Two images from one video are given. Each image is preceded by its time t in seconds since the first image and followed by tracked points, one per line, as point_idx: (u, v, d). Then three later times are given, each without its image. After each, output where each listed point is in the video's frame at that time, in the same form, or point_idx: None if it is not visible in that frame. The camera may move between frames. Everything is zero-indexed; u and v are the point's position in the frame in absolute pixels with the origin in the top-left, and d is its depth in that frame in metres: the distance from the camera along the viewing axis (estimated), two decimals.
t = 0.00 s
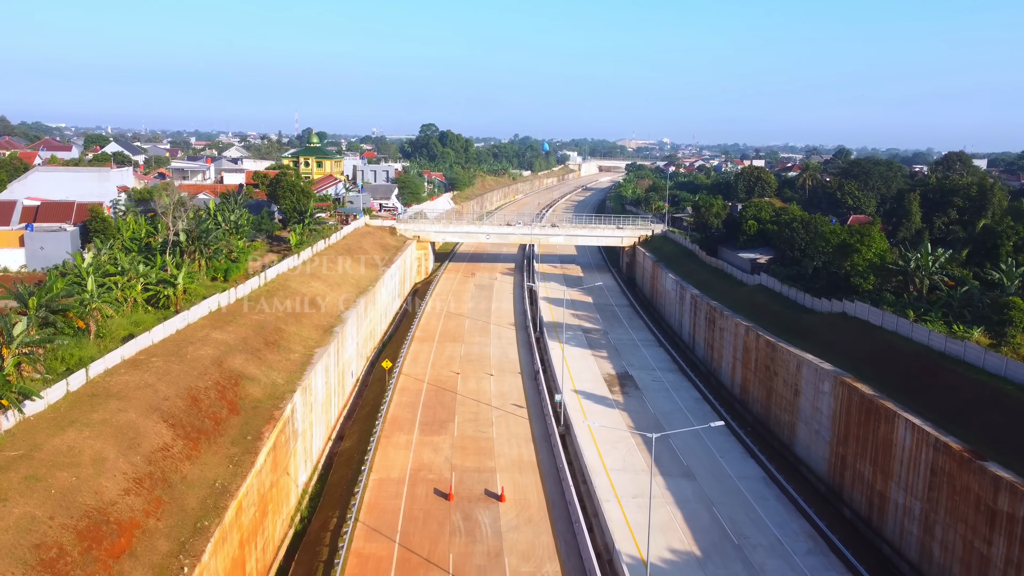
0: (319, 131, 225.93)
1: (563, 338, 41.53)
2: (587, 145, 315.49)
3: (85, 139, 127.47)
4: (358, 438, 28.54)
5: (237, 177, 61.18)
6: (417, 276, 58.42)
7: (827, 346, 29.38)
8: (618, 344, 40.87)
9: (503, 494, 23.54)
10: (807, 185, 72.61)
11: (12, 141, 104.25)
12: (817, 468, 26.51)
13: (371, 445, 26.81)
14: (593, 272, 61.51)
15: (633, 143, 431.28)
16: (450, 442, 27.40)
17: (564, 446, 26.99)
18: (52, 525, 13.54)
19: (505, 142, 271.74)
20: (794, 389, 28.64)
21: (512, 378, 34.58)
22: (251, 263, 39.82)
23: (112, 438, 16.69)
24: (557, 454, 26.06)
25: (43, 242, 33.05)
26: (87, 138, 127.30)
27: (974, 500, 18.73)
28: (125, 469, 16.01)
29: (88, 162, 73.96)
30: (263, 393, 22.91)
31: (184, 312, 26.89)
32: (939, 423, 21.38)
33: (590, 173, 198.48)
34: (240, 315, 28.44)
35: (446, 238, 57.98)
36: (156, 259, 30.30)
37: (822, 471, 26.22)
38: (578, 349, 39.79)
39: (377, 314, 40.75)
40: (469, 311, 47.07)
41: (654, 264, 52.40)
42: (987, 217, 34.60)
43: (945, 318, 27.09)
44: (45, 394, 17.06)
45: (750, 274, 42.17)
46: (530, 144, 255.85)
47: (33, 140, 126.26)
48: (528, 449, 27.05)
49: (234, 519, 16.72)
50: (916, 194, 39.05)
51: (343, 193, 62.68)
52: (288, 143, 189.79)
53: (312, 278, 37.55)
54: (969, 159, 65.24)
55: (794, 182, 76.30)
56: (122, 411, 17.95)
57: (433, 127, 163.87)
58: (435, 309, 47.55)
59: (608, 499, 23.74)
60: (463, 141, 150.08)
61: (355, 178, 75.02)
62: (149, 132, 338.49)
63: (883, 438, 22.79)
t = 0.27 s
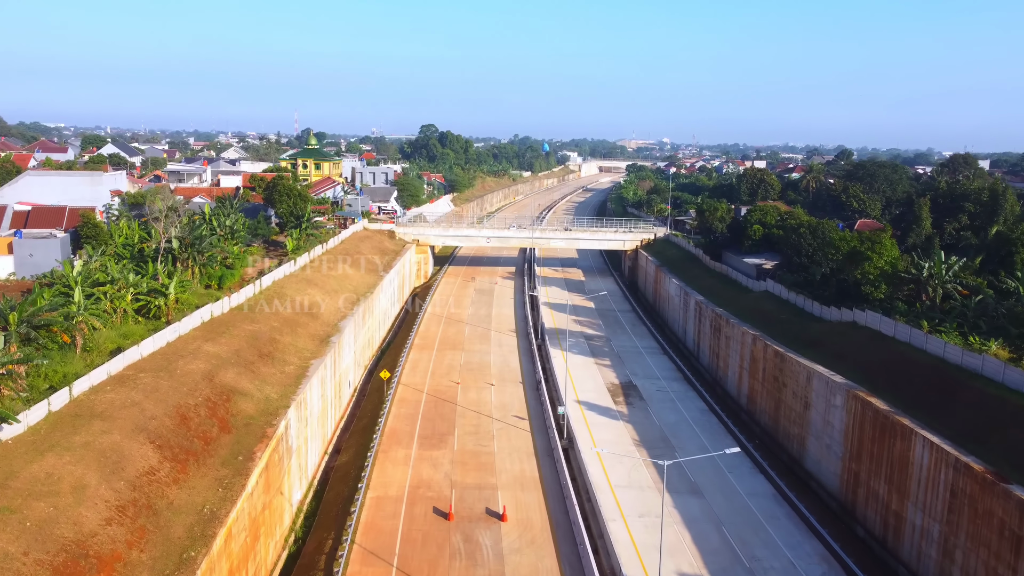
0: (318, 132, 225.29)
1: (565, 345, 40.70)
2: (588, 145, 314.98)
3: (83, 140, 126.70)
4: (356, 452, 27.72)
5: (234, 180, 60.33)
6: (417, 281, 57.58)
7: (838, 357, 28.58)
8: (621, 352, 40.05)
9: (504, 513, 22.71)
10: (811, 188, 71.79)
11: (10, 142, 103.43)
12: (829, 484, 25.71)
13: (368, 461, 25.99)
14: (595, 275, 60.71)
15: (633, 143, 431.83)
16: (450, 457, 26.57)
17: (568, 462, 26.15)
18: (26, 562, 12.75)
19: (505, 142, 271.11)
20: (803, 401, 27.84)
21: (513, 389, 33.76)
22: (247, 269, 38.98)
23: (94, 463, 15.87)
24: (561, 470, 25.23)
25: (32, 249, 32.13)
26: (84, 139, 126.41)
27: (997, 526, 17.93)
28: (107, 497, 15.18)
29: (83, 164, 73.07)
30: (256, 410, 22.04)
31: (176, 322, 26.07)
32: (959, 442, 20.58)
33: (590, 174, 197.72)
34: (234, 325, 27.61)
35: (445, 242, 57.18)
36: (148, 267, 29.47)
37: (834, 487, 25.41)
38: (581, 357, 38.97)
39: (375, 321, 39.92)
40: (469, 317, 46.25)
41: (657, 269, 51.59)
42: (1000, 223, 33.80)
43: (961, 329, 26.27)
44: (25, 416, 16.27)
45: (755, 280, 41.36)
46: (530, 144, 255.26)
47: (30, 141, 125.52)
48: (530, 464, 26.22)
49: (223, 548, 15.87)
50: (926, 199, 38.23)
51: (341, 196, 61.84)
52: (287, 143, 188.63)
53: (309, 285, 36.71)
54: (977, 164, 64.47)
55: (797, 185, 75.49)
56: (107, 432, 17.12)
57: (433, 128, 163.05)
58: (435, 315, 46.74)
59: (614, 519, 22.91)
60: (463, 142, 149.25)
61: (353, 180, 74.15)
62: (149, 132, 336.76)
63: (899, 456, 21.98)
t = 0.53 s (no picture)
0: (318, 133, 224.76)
1: (568, 353, 39.84)
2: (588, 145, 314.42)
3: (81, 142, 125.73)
4: (353, 467, 26.90)
5: (231, 183, 59.44)
6: (416, 285, 56.73)
7: (850, 369, 27.74)
8: (625, 360, 39.20)
9: (506, 534, 21.86)
10: (815, 190, 70.86)
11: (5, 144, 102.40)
12: (841, 501, 24.91)
13: (365, 477, 25.15)
14: (597, 279, 59.83)
15: (633, 143, 431.20)
16: (450, 473, 25.74)
17: (571, 477, 25.31)
18: None
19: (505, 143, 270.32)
20: (814, 415, 27.02)
21: (515, 399, 32.93)
22: (241, 276, 38.16)
23: (74, 490, 15.03)
24: (564, 487, 24.39)
25: (20, 256, 31.21)
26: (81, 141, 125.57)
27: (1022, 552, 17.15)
28: (86, 528, 14.34)
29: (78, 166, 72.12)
30: (248, 427, 21.18)
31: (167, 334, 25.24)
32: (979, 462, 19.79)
33: (591, 175, 196.82)
34: (227, 336, 26.78)
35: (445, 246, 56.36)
36: (139, 276, 28.65)
37: (847, 504, 24.58)
38: (583, 366, 38.13)
39: (373, 328, 39.07)
40: (469, 323, 45.41)
41: (660, 274, 50.76)
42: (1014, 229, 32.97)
43: (977, 340, 25.46)
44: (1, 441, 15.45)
45: (761, 286, 40.53)
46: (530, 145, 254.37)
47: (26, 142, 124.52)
48: (533, 480, 25.38)
49: None
50: (937, 204, 37.37)
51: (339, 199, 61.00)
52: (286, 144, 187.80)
53: (305, 292, 35.85)
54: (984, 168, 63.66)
55: (801, 186, 74.69)
56: (89, 456, 16.28)
57: (433, 129, 162.12)
58: (434, 321, 45.91)
59: (620, 540, 22.08)
60: (463, 143, 148.33)
61: (352, 182, 73.20)
62: (147, 132, 335.86)
63: (915, 474, 21.18)
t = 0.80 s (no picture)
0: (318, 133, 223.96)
1: (570, 361, 38.97)
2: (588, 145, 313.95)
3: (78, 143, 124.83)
4: (349, 484, 26.05)
5: (227, 186, 58.52)
6: (415, 290, 55.84)
7: (862, 383, 26.91)
8: (628, 369, 38.34)
9: (508, 556, 21.01)
10: (819, 193, 69.96)
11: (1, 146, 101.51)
12: (854, 520, 24.08)
13: (361, 496, 24.30)
14: (598, 284, 59.00)
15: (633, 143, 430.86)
16: (450, 490, 24.89)
17: (575, 495, 24.46)
18: None
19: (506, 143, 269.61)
20: (825, 429, 26.20)
21: (516, 411, 32.08)
22: (235, 283, 37.26)
23: (50, 523, 14.20)
24: (568, 506, 23.55)
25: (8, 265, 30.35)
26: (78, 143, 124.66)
27: None
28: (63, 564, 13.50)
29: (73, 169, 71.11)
30: (239, 447, 20.32)
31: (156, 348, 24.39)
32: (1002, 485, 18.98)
33: (591, 176, 195.81)
34: (218, 348, 25.92)
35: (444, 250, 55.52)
36: (128, 286, 27.81)
37: (860, 523, 23.76)
38: (586, 375, 37.26)
39: (371, 337, 38.20)
40: (469, 330, 44.51)
41: (663, 279, 49.93)
42: None
43: (994, 353, 24.65)
44: None
45: (767, 293, 39.71)
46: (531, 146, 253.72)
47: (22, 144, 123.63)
48: (535, 498, 24.54)
49: None
50: (948, 210, 36.52)
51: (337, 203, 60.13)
52: (286, 145, 187.02)
53: (301, 300, 34.97)
54: (992, 172, 62.89)
55: (804, 189, 73.90)
56: (68, 484, 15.44)
57: (433, 130, 161.26)
58: (434, 328, 45.07)
59: (627, 563, 21.23)
60: (463, 144, 147.49)
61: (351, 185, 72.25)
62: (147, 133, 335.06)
63: (934, 496, 20.36)
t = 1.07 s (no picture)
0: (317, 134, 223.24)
1: (572, 371, 38.11)
2: (588, 146, 313.00)
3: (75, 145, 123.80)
4: (345, 502, 25.18)
5: (223, 190, 57.62)
6: (414, 295, 55.00)
7: (875, 397, 26.06)
8: (632, 379, 37.48)
9: None
10: (823, 196, 69.09)
11: None
12: (868, 541, 23.24)
13: (358, 516, 23.43)
14: (600, 289, 58.15)
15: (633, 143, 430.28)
16: (449, 510, 24.04)
17: (579, 515, 23.60)
18: None
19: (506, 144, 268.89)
20: (837, 445, 25.35)
21: (517, 424, 31.22)
22: (230, 291, 36.40)
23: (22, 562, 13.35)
24: (572, 527, 22.69)
25: None
26: (75, 144, 123.75)
27: None
28: None
29: (68, 172, 70.17)
30: (229, 469, 19.47)
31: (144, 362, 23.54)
32: None
33: (592, 177, 194.93)
34: (210, 362, 25.05)
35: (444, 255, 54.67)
36: (118, 297, 26.96)
37: (875, 545, 22.92)
38: (589, 385, 36.40)
39: (368, 346, 37.33)
40: (468, 337, 43.66)
41: (667, 285, 49.09)
42: None
43: (1013, 367, 23.82)
44: None
45: (774, 300, 38.87)
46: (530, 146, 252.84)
47: (18, 145, 122.59)
48: (538, 518, 23.68)
49: None
50: (960, 217, 35.45)
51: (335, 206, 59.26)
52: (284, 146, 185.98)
53: (297, 309, 34.10)
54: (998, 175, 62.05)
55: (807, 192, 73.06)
56: (44, 518, 14.60)
57: (432, 131, 160.34)
58: (433, 335, 44.21)
59: None
60: (463, 145, 146.62)
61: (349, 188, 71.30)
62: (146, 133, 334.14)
63: (954, 520, 19.54)
